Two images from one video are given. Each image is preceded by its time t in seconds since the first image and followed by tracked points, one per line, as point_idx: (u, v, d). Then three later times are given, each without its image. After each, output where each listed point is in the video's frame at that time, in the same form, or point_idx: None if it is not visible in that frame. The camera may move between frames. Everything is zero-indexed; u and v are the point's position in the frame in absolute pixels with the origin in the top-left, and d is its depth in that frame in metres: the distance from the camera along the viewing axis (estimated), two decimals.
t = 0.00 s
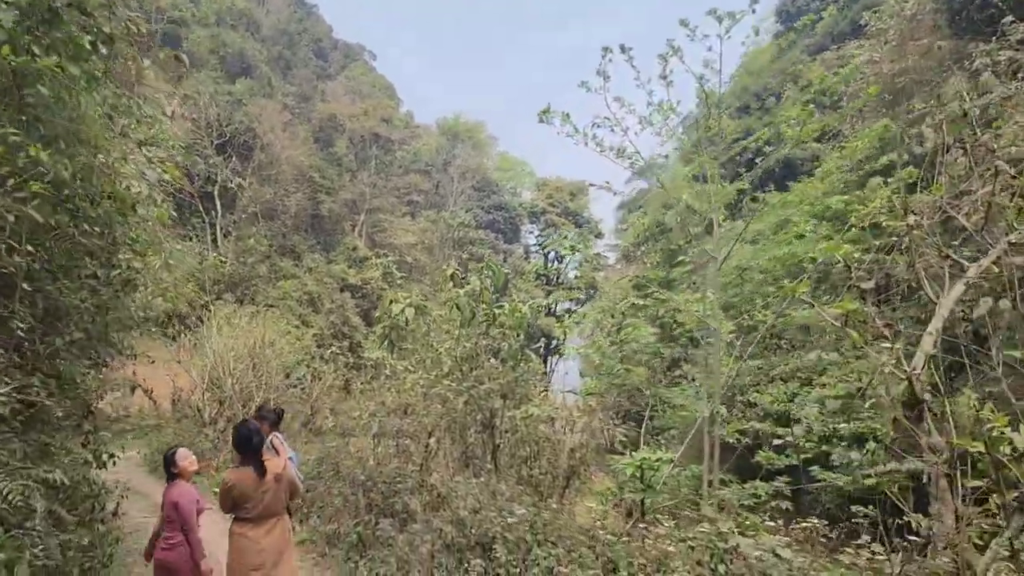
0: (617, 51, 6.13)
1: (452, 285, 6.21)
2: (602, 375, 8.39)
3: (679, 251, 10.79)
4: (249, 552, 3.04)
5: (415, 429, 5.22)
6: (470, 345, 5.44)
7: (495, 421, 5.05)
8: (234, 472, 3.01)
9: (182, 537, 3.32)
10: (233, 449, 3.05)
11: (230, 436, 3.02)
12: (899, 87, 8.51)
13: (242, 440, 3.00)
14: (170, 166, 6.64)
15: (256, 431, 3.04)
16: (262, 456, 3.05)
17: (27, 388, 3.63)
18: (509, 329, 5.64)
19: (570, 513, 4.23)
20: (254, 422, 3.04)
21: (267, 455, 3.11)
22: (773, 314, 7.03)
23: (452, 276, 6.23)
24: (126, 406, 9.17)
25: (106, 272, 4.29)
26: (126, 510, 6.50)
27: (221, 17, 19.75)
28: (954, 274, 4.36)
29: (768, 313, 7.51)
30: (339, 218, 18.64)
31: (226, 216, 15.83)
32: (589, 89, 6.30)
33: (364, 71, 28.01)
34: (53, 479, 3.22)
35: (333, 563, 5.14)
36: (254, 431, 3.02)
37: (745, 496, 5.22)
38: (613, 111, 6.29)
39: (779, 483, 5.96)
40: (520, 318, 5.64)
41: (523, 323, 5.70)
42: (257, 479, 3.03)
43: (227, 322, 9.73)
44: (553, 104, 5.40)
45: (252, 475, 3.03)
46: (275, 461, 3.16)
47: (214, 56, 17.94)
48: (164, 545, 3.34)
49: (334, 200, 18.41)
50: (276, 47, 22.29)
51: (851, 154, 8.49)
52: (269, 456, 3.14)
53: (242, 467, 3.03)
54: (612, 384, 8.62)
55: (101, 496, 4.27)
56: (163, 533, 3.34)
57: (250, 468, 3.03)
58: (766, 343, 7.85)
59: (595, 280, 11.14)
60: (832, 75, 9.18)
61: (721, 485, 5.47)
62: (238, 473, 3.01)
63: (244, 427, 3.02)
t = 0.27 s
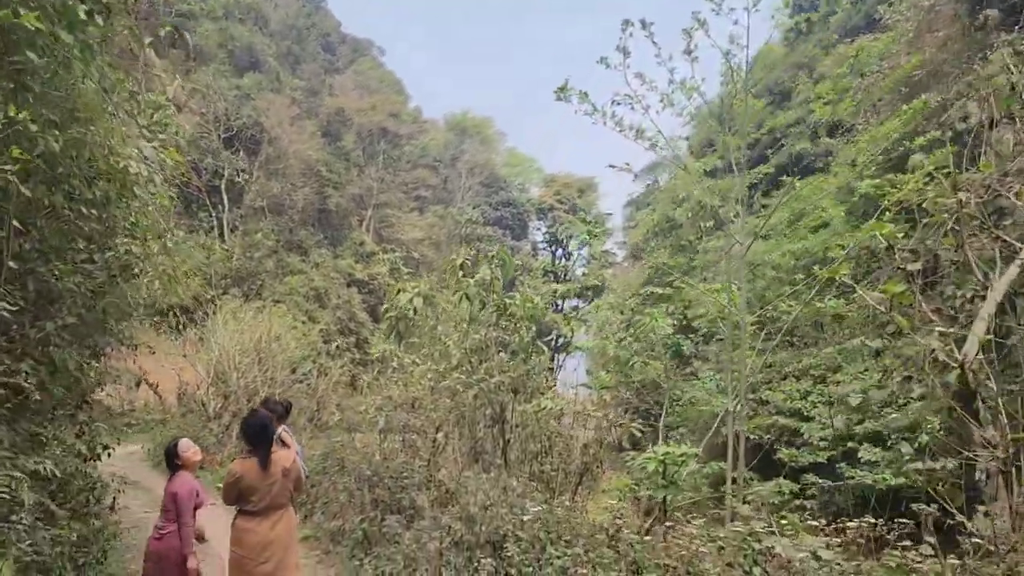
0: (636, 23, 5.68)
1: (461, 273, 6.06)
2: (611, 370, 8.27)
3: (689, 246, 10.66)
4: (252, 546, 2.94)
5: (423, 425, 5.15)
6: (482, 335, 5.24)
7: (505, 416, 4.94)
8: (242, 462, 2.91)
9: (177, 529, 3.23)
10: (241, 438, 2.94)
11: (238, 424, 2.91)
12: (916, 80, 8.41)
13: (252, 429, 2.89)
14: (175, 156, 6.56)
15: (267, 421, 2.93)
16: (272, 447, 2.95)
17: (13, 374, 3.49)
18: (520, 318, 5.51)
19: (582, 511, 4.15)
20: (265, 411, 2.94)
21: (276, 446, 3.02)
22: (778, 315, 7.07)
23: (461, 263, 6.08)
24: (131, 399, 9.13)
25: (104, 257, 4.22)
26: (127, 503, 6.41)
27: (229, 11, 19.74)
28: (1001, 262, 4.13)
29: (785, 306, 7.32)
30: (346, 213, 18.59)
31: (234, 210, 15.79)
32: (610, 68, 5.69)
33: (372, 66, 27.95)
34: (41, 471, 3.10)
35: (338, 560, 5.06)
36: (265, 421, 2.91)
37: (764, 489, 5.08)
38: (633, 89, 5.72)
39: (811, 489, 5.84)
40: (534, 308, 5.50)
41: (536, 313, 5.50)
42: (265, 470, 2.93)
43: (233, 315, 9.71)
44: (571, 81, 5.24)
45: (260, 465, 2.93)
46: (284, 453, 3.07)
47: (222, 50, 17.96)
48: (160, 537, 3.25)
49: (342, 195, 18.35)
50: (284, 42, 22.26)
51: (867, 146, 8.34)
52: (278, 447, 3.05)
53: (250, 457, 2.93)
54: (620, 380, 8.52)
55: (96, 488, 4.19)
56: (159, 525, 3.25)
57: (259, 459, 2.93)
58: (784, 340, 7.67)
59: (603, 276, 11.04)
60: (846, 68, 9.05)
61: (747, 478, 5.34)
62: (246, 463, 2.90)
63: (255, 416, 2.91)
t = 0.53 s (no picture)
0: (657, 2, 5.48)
1: (470, 264, 5.83)
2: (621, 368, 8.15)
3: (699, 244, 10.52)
4: (255, 543, 2.85)
5: (430, 423, 5.07)
6: (491, 331, 5.20)
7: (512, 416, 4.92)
8: (248, 455, 2.83)
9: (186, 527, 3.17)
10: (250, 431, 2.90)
11: (245, 416, 2.85)
12: (931, 76, 8.27)
13: (261, 420, 2.85)
14: (180, 147, 6.47)
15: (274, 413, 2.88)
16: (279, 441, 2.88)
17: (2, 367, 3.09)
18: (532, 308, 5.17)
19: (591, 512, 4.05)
20: (274, 404, 2.88)
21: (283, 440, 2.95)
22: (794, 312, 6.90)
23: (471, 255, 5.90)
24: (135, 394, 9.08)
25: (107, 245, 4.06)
26: (127, 500, 6.31)
27: (236, 6, 19.69)
28: None
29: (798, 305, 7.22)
30: (353, 210, 18.51)
31: (240, 205, 15.74)
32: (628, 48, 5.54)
33: (379, 63, 27.88)
34: (29, 466, 3.01)
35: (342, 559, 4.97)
36: (274, 413, 2.87)
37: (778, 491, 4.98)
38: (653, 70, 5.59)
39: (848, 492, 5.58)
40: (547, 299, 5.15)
41: (548, 307, 5.18)
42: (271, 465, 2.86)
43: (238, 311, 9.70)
44: (587, 62, 5.13)
45: (267, 459, 2.86)
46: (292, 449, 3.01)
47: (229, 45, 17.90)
48: (169, 535, 3.19)
49: (348, 191, 18.26)
50: (291, 38, 22.20)
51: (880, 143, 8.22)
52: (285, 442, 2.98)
53: (257, 451, 2.86)
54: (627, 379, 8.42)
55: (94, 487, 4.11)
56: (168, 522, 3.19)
57: (266, 453, 2.87)
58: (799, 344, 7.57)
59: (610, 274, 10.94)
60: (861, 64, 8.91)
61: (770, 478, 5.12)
62: (252, 457, 2.83)
63: (263, 408, 2.86)
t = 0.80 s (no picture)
0: None
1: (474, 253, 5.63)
2: (628, 367, 8.02)
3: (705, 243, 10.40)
4: (246, 549, 2.77)
5: (433, 423, 4.99)
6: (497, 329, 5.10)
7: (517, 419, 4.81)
8: (238, 460, 2.75)
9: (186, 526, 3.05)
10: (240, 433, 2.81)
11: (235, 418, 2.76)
12: (944, 74, 8.15)
13: (251, 423, 2.76)
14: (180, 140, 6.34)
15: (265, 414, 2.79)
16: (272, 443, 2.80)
17: None
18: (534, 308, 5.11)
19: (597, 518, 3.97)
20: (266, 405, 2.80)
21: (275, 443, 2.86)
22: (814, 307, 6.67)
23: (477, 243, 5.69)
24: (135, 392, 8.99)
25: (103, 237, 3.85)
26: (125, 500, 6.22)
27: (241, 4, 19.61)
28: None
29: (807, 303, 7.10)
30: (357, 208, 18.44)
31: (243, 203, 15.67)
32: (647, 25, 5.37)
33: (384, 61, 27.79)
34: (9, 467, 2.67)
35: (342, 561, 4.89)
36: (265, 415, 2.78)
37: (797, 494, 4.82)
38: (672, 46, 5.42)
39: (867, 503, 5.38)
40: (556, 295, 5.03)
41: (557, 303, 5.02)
42: (262, 468, 2.77)
43: (240, 308, 9.67)
44: (603, 41, 5.00)
45: (258, 463, 2.77)
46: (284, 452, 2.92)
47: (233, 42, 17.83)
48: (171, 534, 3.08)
49: (352, 189, 18.20)
50: (296, 35, 22.12)
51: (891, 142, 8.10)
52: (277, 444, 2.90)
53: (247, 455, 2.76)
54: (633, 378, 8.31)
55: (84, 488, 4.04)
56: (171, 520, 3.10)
57: (258, 457, 2.77)
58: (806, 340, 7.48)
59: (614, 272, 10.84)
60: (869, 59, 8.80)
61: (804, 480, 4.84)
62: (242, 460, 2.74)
63: (254, 410, 2.78)
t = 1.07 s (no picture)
0: None
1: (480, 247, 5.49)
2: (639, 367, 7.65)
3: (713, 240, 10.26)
4: (243, 554, 2.73)
5: (436, 422, 4.89)
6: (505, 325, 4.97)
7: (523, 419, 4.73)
8: (230, 464, 2.68)
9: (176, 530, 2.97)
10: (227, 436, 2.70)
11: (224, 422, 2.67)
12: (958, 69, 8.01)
13: (241, 428, 2.65)
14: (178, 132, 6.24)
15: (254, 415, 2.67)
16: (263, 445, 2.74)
17: None
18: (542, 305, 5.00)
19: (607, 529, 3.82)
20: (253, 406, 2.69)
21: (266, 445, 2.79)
22: (830, 304, 6.50)
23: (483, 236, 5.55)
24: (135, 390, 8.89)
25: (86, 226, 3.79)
26: (122, 499, 6.12)
27: None
28: None
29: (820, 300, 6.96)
30: (361, 205, 18.35)
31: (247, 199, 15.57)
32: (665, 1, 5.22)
33: (388, 57, 27.65)
34: None
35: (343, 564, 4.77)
36: (254, 418, 2.67)
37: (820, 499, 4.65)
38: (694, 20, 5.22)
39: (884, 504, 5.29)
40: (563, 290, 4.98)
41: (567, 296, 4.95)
42: (256, 472, 2.72)
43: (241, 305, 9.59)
44: (619, 18, 4.88)
45: (251, 466, 2.72)
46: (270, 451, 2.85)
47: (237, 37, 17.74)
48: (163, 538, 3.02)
49: (356, 186, 18.11)
50: (299, 31, 22.00)
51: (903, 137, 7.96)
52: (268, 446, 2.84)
53: (237, 458, 2.69)
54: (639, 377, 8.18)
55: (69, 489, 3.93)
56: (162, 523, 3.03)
57: (250, 459, 2.71)
58: (817, 338, 7.37)
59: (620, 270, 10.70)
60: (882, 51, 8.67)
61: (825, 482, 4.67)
62: (235, 464, 2.67)
63: (241, 413, 2.66)
